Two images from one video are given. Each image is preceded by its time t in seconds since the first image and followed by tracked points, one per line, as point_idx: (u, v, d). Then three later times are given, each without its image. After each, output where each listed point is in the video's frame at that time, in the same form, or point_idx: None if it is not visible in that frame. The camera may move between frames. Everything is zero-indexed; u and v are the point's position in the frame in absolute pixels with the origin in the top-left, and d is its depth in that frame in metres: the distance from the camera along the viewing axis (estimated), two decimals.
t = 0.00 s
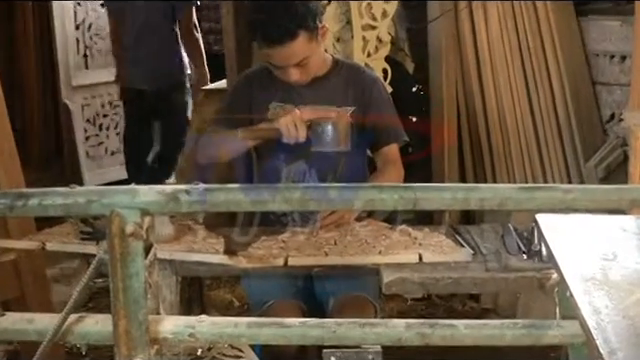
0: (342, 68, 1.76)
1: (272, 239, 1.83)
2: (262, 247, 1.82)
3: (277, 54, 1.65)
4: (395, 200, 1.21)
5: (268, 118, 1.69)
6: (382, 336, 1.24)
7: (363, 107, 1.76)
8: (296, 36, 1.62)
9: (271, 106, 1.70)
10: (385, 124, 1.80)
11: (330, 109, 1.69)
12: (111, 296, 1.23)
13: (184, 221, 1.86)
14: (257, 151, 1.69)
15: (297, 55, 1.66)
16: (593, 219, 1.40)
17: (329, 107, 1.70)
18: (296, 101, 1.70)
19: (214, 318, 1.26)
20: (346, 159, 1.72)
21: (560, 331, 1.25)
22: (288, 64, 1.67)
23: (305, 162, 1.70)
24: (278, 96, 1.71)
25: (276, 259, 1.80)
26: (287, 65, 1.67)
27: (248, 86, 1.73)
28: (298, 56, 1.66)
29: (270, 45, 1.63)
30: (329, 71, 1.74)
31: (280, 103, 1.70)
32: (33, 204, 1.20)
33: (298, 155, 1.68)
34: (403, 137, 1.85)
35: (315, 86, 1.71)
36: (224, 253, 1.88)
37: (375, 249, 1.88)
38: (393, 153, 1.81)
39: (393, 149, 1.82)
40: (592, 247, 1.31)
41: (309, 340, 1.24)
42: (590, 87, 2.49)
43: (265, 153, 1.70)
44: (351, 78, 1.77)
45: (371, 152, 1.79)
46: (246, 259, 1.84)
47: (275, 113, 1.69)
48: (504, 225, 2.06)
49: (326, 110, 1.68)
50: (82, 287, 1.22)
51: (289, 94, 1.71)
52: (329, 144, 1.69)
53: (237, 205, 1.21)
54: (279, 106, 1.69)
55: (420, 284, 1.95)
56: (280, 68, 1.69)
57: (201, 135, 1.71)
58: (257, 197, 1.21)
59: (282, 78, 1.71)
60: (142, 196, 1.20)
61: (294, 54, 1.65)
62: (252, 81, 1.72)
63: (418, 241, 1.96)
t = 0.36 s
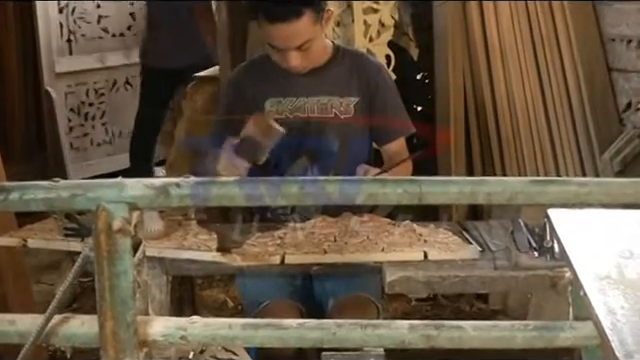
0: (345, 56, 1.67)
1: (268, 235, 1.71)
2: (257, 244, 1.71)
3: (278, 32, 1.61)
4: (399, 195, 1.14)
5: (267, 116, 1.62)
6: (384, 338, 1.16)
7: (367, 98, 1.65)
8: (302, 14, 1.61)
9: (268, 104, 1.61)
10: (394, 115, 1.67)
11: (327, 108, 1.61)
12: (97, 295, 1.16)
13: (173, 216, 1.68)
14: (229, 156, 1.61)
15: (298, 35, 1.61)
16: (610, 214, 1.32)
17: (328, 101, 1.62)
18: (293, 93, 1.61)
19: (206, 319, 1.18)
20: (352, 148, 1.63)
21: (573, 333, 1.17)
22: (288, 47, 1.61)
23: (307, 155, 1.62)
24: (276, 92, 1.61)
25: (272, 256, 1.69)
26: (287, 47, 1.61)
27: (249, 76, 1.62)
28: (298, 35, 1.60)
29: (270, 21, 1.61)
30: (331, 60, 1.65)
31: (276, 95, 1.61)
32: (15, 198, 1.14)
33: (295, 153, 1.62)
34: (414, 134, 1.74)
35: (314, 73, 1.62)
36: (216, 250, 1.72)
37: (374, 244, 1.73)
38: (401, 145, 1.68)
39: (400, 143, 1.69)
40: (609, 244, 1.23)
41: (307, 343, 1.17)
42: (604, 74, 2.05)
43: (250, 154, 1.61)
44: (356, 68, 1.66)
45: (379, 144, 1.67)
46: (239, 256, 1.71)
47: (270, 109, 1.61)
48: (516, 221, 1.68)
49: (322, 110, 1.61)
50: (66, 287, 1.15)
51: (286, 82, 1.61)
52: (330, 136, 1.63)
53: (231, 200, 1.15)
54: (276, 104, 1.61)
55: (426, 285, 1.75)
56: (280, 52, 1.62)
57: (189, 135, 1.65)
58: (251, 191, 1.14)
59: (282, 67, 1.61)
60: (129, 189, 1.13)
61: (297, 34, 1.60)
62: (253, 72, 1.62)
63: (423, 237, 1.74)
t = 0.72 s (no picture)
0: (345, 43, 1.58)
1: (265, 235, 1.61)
2: (252, 242, 1.59)
3: (273, 17, 1.49)
4: (403, 191, 1.07)
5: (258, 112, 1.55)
6: (387, 342, 1.10)
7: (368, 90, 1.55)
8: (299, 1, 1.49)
9: (259, 98, 1.55)
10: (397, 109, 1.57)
11: (323, 101, 1.52)
12: (83, 297, 1.10)
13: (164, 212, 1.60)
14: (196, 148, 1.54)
15: (294, 22, 1.50)
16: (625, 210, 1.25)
17: (324, 94, 1.53)
18: (288, 87, 1.53)
19: (199, 322, 1.12)
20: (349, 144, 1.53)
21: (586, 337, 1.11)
22: (284, 33, 1.51)
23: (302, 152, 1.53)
24: (269, 84, 1.54)
25: (268, 256, 1.58)
26: (282, 35, 1.51)
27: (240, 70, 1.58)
28: (295, 21, 1.50)
29: (267, 5, 1.48)
30: (328, 48, 1.56)
31: (269, 90, 1.54)
32: None
33: (288, 152, 1.52)
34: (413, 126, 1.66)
35: (311, 65, 1.54)
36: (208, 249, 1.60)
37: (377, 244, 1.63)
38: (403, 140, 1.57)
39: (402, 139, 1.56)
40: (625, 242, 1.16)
41: (305, 348, 1.10)
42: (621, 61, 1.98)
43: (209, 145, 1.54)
44: (357, 57, 1.56)
45: (378, 138, 1.55)
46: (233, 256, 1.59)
47: (262, 106, 1.54)
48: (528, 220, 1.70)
49: (317, 104, 1.52)
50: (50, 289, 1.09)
51: (281, 75, 1.54)
52: (326, 130, 1.53)
53: (224, 197, 1.07)
54: (269, 97, 1.54)
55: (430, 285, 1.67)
56: (276, 38, 1.52)
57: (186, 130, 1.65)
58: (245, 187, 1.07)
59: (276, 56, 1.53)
60: (117, 184, 1.06)
61: (293, 20, 1.50)
62: (245, 62, 1.58)
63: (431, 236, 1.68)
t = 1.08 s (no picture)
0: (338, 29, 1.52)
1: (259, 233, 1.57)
2: (247, 241, 1.55)
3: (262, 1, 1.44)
4: (405, 185, 1.01)
5: (250, 104, 1.48)
6: (389, 346, 1.04)
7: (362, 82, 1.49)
8: None
9: (248, 88, 1.48)
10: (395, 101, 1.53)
11: (317, 91, 1.47)
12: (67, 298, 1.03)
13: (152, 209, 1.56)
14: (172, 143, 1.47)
15: (287, 8, 1.45)
16: None
17: (318, 84, 1.47)
18: (278, 79, 1.47)
19: (190, 325, 1.06)
20: (346, 139, 1.47)
21: (600, 339, 1.04)
22: (274, 20, 1.45)
23: (297, 147, 1.47)
24: (258, 74, 1.48)
25: (263, 254, 1.54)
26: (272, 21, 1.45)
27: (228, 59, 1.51)
28: (286, 8, 1.45)
29: None
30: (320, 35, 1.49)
31: (257, 79, 1.48)
32: None
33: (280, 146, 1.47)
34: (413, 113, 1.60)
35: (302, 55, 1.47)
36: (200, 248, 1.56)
37: (379, 241, 1.58)
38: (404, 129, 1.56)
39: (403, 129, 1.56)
40: None
41: (302, 353, 1.04)
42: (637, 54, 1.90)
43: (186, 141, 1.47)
44: (351, 46, 1.50)
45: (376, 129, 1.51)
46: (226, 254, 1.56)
47: (249, 96, 1.48)
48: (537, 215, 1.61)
49: (311, 95, 1.47)
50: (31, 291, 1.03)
51: (273, 64, 1.48)
52: (320, 123, 1.47)
53: (216, 191, 1.01)
54: (259, 88, 1.48)
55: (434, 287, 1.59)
56: (265, 25, 1.46)
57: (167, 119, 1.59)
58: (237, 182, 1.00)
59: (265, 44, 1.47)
60: (102, 178, 1.00)
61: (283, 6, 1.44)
62: (233, 49, 1.51)
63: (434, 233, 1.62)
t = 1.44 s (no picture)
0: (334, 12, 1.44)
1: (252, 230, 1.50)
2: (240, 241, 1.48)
3: None
4: (408, 180, 0.94)
5: (240, 92, 1.42)
6: (391, 352, 0.97)
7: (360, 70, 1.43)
8: None
9: (238, 77, 1.42)
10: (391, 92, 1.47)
11: (311, 80, 1.40)
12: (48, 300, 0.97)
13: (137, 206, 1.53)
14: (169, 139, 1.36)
15: None
16: None
17: (312, 73, 1.40)
18: (271, 67, 1.40)
19: (179, 329, 0.99)
20: (343, 131, 1.41)
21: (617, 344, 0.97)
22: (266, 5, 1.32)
23: (291, 139, 1.40)
24: (251, 62, 1.41)
25: (258, 254, 1.45)
26: (263, 6, 1.31)
27: (217, 43, 1.44)
28: None
29: None
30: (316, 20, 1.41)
31: (250, 66, 1.41)
32: None
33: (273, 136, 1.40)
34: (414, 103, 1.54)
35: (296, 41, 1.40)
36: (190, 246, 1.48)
37: (381, 239, 1.48)
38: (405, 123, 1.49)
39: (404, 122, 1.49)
40: None
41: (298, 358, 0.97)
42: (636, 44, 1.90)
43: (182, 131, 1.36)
44: (349, 31, 1.43)
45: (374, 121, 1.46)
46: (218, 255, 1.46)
47: (241, 85, 1.41)
48: (549, 215, 1.63)
49: (305, 84, 1.40)
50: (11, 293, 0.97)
51: (265, 51, 1.40)
52: (315, 115, 1.40)
53: (207, 187, 0.94)
54: (250, 77, 1.41)
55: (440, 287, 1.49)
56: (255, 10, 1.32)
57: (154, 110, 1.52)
58: (227, 177, 0.94)
59: (257, 30, 1.38)
60: (86, 173, 0.93)
61: None
62: (223, 36, 1.43)
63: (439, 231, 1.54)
